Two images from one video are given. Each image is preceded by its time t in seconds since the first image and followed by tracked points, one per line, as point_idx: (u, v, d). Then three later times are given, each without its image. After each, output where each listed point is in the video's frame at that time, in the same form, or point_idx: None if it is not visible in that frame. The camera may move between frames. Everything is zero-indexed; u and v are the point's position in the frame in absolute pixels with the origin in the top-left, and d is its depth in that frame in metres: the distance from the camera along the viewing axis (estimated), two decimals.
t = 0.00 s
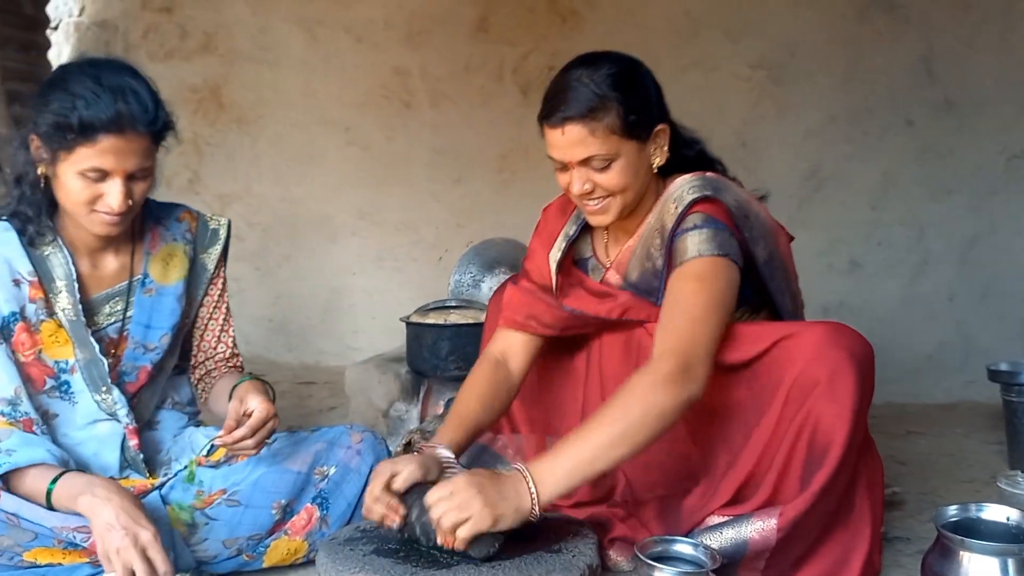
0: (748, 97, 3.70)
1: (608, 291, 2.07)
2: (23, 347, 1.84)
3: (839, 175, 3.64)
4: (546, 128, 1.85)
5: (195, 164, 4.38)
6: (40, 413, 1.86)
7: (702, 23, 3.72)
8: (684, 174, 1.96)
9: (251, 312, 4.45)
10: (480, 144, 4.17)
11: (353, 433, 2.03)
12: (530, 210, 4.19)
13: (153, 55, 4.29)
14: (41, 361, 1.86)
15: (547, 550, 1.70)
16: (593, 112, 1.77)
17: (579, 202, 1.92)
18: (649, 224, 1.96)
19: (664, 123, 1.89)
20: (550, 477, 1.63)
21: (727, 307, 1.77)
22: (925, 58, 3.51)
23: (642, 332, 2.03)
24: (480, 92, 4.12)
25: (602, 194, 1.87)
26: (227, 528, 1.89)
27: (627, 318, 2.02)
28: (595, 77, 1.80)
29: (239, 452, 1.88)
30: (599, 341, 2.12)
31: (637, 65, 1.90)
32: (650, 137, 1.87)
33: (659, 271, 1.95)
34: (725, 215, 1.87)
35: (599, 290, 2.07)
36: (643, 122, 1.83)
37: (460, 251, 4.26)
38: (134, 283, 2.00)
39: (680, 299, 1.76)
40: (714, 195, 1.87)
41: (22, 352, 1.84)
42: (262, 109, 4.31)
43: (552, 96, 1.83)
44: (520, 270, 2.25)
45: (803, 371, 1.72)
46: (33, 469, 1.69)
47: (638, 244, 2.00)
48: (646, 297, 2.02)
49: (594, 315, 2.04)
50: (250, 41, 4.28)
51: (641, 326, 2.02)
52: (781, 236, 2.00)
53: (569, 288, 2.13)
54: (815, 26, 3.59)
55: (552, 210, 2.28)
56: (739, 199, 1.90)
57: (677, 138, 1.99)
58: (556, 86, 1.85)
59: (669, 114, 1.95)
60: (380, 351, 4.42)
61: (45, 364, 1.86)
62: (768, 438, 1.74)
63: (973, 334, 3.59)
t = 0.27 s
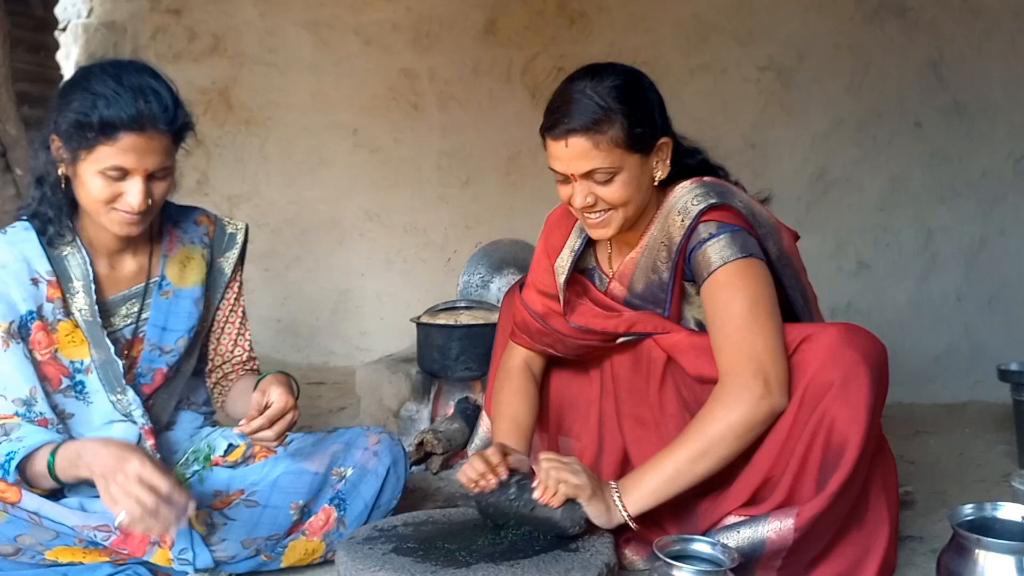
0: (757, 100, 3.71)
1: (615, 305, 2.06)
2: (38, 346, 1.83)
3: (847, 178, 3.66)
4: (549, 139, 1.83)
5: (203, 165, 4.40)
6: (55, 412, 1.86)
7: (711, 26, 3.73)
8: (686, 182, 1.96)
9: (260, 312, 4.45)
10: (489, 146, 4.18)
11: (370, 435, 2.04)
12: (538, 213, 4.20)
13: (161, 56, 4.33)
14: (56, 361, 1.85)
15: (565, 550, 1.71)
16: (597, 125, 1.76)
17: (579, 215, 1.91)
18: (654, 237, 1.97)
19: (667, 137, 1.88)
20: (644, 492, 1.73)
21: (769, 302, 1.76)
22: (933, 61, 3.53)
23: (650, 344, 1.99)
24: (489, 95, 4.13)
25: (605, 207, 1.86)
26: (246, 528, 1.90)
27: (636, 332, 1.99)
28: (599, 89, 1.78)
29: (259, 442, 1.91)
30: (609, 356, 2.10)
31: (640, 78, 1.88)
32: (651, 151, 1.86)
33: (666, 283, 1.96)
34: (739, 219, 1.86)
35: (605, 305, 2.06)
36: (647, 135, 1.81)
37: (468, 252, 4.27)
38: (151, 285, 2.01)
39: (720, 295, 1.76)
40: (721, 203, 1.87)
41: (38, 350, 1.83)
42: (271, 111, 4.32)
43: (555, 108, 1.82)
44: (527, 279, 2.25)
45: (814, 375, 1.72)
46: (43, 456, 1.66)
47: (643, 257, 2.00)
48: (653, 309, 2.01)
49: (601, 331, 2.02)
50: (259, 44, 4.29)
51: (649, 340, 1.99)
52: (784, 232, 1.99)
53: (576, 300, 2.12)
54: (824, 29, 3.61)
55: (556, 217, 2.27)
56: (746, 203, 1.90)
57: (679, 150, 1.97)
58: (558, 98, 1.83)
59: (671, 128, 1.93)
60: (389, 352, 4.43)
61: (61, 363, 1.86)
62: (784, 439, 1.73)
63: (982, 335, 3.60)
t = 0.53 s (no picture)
0: (761, 96, 3.71)
1: (634, 281, 2.11)
2: (38, 342, 1.95)
3: (852, 174, 3.66)
4: (574, 122, 1.85)
5: (206, 163, 4.38)
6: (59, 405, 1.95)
7: (716, 22, 3.73)
8: (708, 165, 1.98)
9: (265, 310, 4.44)
10: (493, 143, 4.18)
11: (379, 430, 2.05)
12: (544, 209, 4.20)
13: (164, 54, 4.30)
14: (59, 355, 1.96)
15: (577, 545, 1.71)
16: (622, 106, 1.78)
17: (604, 194, 1.95)
18: (673, 215, 1.99)
19: (689, 118, 1.91)
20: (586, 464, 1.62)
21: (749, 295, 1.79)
22: (937, 56, 3.53)
23: (666, 326, 2.07)
24: (493, 92, 4.13)
25: (628, 187, 1.90)
26: (257, 523, 1.87)
27: (653, 310, 2.06)
28: (624, 72, 1.80)
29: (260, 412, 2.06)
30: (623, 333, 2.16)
31: (663, 60, 1.90)
32: (676, 132, 1.89)
33: (682, 259, 2.01)
34: (746, 204, 1.88)
35: (624, 280, 2.12)
36: (671, 117, 1.84)
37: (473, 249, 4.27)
38: (154, 280, 2.09)
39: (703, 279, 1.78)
40: (735, 184, 1.89)
41: (39, 346, 1.95)
42: (274, 108, 4.32)
43: (580, 91, 1.84)
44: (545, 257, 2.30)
45: (826, 365, 1.73)
46: (42, 418, 1.71)
47: (663, 235, 2.03)
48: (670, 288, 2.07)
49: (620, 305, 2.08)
50: (262, 41, 4.27)
51: (666, 320, 2.06)
52: (802, 227, 2.01)
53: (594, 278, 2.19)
54: (829, 25, 3.61)
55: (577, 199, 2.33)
56: (759, 190, 1.91)
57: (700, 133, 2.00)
58: (583, 81, 1.85)
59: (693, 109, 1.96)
60: (394, 349, 4.44)
61: (63, 358, 1.97)
62: (791, 433, 1.74)
63: (987, 330, 3.61)
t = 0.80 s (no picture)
0: (767, 93, 3.71)
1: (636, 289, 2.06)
2: (48, 336, 1.91)
3: (858, 171, 3.67)
4: (574, 128, 1.85)
5: (212, 160, 4.35)
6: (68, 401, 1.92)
7: (722, 19, 3.73)
8: (709, 170, 1.96)
9: (270, 308, 4.42)
10: (499, 140, 4.19)
11: (392, 423, 2.06)
12: (550, 206, 4.22)
13: (169, 51, 4.25)
14: (68, 350, 1.92)
15: (592, 538, 1.71)
16: (622, 112, 1.77)
17: (604, 202, 1.92)
18: (677, 222, 1.95)
19: (691, 124, 1.89)
20: (632, 484, 1.72)
21: (779, 302, 1.77)
22: (943, 54, 3.54)
23: (673, 331, 1.99)
24: (499, 89, 4.14)
25: (629, 193, 1.87)
26: (271, 515, 1.88)
27: (656, 318, 2.00)
28: (623, 77, 1.80)
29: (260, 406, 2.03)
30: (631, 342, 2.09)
31: (664, 66, 1.89)
32: (676, 137, 1.87)
33: (688, 270, 1.96)
34: (760, 211, 1.87)
35: (626, 289, 2.07)
36: (672, 123, 1.82)
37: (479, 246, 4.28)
38: (161, 274, 2.05)
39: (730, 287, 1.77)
40: (744, 191, 1.87)
41: (49, 341, 1.91)
42: (279, 105, 4.30)
43: (579, 97, 1.84)
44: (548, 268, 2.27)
45: (839, 361, 1.73)
46: (70, 420, 1.71)
47: (666, 244, 2.00)
48: (675, 296, 2.01)
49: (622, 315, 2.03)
50: (267, 38, 4.25)
51: (672, 325, 1.99)
52: (807, 227, 1.98)
53: (598, 286, 2.13)
54: (835, 22, 3.61)
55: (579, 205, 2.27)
56: (768, 194, 1.90)
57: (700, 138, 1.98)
58: (582, 87, 1.86)
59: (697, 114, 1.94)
60: (399, 346, 4.45)
61: (72, 353, 1.93)
62: (805, 428, 1.74)
63: (993, 327, 3.62)
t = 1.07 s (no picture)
0: (773, 87, 3.72)
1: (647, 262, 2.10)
2: (63, 325, 1.86)
3: (864, 165, 3.68)
4: (612, 101, 1.88)
5: (215, 153, 4.32)
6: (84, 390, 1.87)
7: (728, 13, 3.74)
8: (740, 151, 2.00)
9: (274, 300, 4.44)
10: (504, 134, 4.19)
11: (408, 411, 2.06)
12: (555, 200, 4.22)
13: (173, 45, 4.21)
14: (83, 339, 1.88)
15: (612, 524, 1.71)
16: (661, 86, 1.81)
17: (639, 174, 1.97)
18: (700, 199, 1.97)
19: (726, 97, 1.94)
20: (596, 445, 1.65)
21: (768, 283, 1.80)
22: (950, 49, 3.55)
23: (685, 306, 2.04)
24: (504, 83, 4.14)
25: (665, 166, 1.92)
26: (290, 502, 1.88)
27: (658, 291, 2.05)
28: (662, 50, 1.84)
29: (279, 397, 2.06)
30: (650, 312, 2.11)
31: (701, 40, 1.93)
32: (712, 111, 1.91)
33: (705, 244, 1.98)
34: (775, 193, 1.89)
35: (634, 260, 2.11)
36: (709, 97, 1.87)
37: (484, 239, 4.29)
38: (176, 263, 2.02)
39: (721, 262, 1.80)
40: (767, 172, 1.89)
41: (64, 329, 1.86)
42: (284, 99, 4.27)
43: (618, 71, 1.87)
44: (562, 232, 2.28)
45: (859, 351, 1.75)
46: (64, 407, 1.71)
47: (688, 219, 2.01)
48: (687, 273, 2.04)
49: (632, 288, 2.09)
50: (271, 31, 4.21)
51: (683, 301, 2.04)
52: (831, 216, 2.00)
53: (609, 257, 2.15)
54: (841, 17, 3.62)
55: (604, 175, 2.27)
56: (791, 177, 1.91)
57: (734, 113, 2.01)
58: (621, 61, 1.89)
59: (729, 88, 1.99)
60: (404, 339, 4.44)
61: (87, 342, 1.88)
62: (827, 416, 1.77)
63: (997, 320, 3.63)
